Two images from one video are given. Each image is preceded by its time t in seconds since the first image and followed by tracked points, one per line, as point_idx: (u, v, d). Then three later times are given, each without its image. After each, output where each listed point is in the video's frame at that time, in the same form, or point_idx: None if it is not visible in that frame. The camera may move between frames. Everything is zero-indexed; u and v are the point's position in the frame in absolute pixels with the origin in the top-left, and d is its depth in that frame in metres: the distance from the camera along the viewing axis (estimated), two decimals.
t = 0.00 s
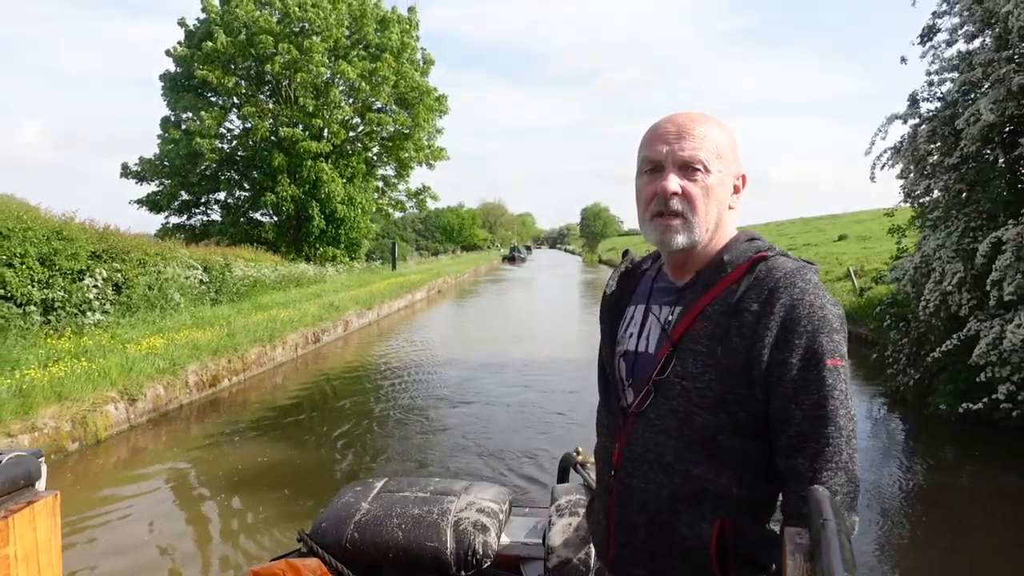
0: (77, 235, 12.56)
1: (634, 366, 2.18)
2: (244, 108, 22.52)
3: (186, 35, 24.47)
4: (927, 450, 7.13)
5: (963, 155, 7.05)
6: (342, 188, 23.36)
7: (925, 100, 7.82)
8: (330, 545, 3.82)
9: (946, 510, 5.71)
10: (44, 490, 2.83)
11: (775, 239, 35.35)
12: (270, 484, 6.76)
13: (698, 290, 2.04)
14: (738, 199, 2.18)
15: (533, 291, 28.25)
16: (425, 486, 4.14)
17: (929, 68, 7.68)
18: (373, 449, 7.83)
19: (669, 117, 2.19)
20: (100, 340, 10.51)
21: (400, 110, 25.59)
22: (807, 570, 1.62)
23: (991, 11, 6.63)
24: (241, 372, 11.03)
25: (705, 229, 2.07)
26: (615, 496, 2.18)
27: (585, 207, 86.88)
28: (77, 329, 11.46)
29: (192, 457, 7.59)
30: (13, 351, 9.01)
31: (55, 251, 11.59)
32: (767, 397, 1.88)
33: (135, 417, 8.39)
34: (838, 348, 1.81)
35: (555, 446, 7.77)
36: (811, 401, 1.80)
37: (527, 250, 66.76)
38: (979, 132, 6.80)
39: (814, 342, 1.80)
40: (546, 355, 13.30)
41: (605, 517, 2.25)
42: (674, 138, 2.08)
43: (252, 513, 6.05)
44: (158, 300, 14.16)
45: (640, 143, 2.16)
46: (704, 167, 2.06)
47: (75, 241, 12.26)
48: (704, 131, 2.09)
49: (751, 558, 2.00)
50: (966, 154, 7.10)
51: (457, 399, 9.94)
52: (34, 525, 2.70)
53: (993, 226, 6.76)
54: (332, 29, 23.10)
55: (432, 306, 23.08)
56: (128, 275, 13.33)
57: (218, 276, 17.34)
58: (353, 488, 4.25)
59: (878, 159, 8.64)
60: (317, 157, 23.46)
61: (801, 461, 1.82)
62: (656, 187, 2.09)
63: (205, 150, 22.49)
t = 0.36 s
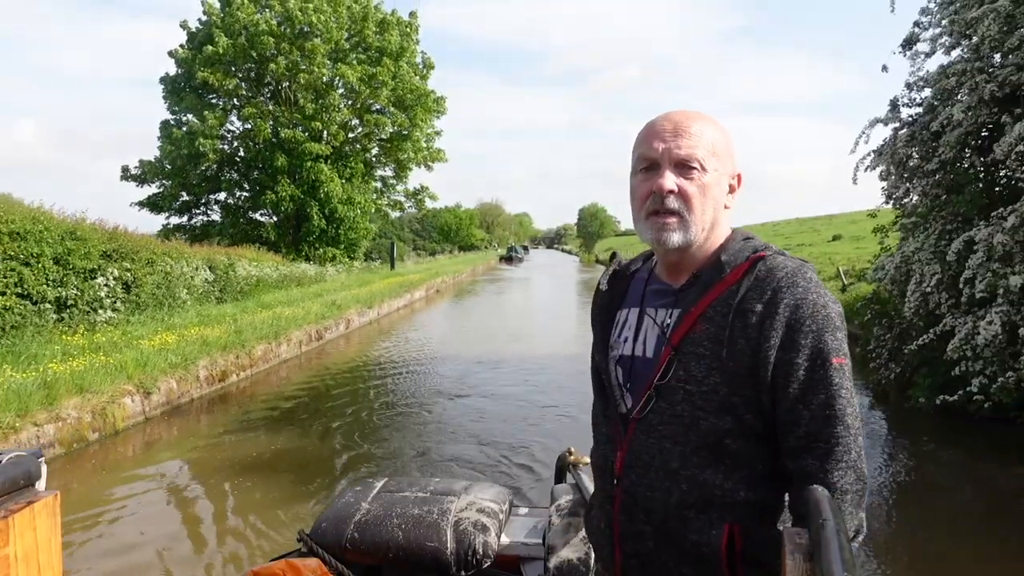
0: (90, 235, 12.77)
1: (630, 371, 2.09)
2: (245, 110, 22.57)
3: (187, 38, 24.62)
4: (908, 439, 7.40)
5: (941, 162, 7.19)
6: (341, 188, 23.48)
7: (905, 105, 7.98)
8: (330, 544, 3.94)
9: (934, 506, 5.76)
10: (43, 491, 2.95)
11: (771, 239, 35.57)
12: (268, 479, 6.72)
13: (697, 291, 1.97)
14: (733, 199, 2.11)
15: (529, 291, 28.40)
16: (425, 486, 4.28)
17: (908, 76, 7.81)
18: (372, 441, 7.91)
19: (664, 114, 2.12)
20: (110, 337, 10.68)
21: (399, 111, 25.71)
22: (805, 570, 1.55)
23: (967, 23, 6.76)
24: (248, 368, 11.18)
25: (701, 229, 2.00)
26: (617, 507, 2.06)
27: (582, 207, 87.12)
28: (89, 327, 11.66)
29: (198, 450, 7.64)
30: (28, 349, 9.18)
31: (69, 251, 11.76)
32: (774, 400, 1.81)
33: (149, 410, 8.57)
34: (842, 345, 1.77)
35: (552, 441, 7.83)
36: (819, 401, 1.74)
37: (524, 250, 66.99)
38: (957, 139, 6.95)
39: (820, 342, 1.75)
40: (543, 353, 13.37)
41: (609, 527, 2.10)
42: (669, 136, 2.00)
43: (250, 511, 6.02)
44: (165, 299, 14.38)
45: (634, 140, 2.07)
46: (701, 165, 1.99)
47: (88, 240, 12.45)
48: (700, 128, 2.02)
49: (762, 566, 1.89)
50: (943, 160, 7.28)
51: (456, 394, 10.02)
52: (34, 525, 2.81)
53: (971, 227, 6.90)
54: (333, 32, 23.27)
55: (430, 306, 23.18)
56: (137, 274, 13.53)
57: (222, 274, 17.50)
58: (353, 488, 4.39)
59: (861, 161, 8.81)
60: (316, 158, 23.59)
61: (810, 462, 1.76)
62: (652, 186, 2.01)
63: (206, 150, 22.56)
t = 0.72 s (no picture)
0: (102, 234, 12.96)
1: (623, 374, 2.16)
2: (246, 111, 22.63)
3: (189, 39, 24.75)
4: (898, 434, 7.58)
5: (920, 165, 7.38)
6: (338, 188, 23.66)
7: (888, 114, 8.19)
8: (329, 545, 4.00)
9: (922, 501, 5.81)
10: (43, 490, 2.90)
11: (765, 239, 35.82)
12: (271, 471, 6.85)
13: (688, 294, 2.04)
14: (719, 199, 2.17)
15: (526, 291, 28.53)
16: (425, 486, 4.34)
17: (889, 83, 8.03)
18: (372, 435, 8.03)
19: (649, 115, 2.17)
20: (120, 333, 10.85)
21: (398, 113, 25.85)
22: (806, 570, 1.61)
23: (943, 32, 6.99)
24: (254, 363, 11.35)
25: (688, 228, 2.05)
26: (617, 511, 2.12)
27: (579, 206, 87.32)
28: (100, 323, 11.85)
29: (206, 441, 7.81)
30: (44, 345, 9.38)
31: (82, 250, 11.95)
32: (770, 399, 1.89)
33: (163, 403, 8.79)
34: (833, 343, 1.86)
35: (551, 435, 7.95)
36: (815, 398, 1.83)
37: (521, 250, 67.21)
38: (934, 142, 7.15)
39: (812, 340, 1.83)
40: (541, 351, 13.52)
41: (608, 530, 2.17)
42: (656, 136, 2.05)
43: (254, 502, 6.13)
44: (173, 297, 14.59)
45: (621, 140, 2.12)
46: (687, 165, 2.04)
47: (100, 241, 12.63)
48: (685, 129, 2.08)
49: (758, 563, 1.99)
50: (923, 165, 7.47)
51: (454, 390, 10.16)
52: (34, 525, 2.77)
53: (947, 226, 7.09)
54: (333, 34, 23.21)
55: (428, 305, 23.34)
56: (145, 273, 13.73)
57: (227, 273, 17.68)
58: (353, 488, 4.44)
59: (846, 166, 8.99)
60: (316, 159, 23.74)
61: (807, 458, 1.84)
62: (639, 186, 2.05)
63: (208, 150, 22.66)
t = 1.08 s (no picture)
0: (113, 233, 13.16)
1: (611, 373, 2.24)
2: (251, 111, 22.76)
3: (191, 39, 24.89)
4: (894, 433, 7.64)
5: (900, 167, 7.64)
6: (338, 189, 23.81)
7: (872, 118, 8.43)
8: (330, 544, 3.83)
9: (911, 495, 5.94)
10: (44, 490, 2.67)
11: (761, 239, 35.99)
12: (270, 464, 6.93)
13: (673, 292, 2.13)
14: (700, 199, 2.29)
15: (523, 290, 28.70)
16: (426, 486, 4.17)
17: (869, 91, 8.29)
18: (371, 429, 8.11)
19: (632, 119, 2.30)
20: (130, 330, 11.02)
21: (397, 113, 26.00)
22: (806, 570, 1.66)
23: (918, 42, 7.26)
24: (259, 360, 11.50)
25: (672, 227, 2.17)
26: (610, 508, 2.18)
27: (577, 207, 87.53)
28: (111, 320, 12.04)
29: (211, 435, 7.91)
30: (59, 341, 9.58)
31: (94, 249, 12.15)
32: (758, 392, 1.99)
33: (175, 395, 8.98)
34: (813, 337, 1.99)
35: (550, 430, 8.05)
36: (801, 389, 1.94)
37: (519, 250, 67.39)
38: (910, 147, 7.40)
39: (795, 333, 1.96)
40: (538, 349, 13.64)
41: (602, 527, 2.22)
42: (639, 138, 2.17)
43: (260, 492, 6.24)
44: (179, 296, 14.76)
45: (606, 143, 2.24)
46: (669, 167, 2.17)
47: (111, 240, 12.82)
48: (667, 132, 2.21)
49: (748, 554, 2.07)
50: (903, 167, 7.73)
51: (454, 387, 10.26)
52: (34, 525, 2.54)
53: (924, 224, 7.30)
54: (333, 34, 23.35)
55: (426, 304, 23.49)
56: (153, 271, 13.92)
57: (231, 272, 17.81)
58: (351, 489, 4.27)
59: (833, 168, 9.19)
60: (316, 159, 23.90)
61: (795, 447, 1.95)
62: (624, 187, 2.17)
63: (211, 148, 22.81)
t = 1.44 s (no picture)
0: (122, 233, 13.40)
1: (597, 371, 2.26)
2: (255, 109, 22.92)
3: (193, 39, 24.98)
4: (889, 432, 7.69)
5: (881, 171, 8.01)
6: (340, 187, 23.98)
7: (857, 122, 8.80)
8: (328, 545, 3.52)
9: (907, 489, 6.06)
10: (45, 491, 2.37)
11: (757, 239, 36.15)
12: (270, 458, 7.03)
13: (657, 291, 2.18)
14: (681, 203, 2.36)
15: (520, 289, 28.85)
16: (426, 485, 3.83)
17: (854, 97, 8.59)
18: (371, 420, 8.21)
19: (615, 125, 2.36)
20: (139, 326, 11.24)
21: (396, 113, 26.12)
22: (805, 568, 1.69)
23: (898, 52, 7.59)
24: (264, 356, 11.67)
25: (654, 230, 2.23)
26: (596, 500, 2.19)
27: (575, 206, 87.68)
28: (123, 316, 12.24)
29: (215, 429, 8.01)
30: (73, 336, 9.82)
31: (104, 248, 12.45)
32: (741, 387, 2.06)
33: (187, 388, 9.27)
34: (790, 333, 2.07)
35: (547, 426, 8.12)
36: (781, 382, 2.02)
37: (517, 250, 67.54)
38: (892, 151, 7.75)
39: (774, 330, 2.03)
40: (535, 346, 13.72)
41: (586, 519, 2.24)
42: (622, 144, 2.24)
43: (263, 484, 6.34)
44: (186, 293, 14.93)
45: (590, 149, 2.30)
46: (651, 172, 2.24)
47: (121, 238, 13.14)
48: (649, 138, 2.27)
49: (729, 538, 2.14)
50: (885, 171, 8.09)
51: (451, 383, 10.36)
52: (35, 525, 2.27)
53: (903, 223, 7.63)
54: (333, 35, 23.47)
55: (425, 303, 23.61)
56: (161, 269, 14.11)
57: (234, 271, 17.94)
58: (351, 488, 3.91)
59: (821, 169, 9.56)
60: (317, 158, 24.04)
61: (775, 438, 2.03)
62: (608, 191, 2.23)
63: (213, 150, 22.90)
